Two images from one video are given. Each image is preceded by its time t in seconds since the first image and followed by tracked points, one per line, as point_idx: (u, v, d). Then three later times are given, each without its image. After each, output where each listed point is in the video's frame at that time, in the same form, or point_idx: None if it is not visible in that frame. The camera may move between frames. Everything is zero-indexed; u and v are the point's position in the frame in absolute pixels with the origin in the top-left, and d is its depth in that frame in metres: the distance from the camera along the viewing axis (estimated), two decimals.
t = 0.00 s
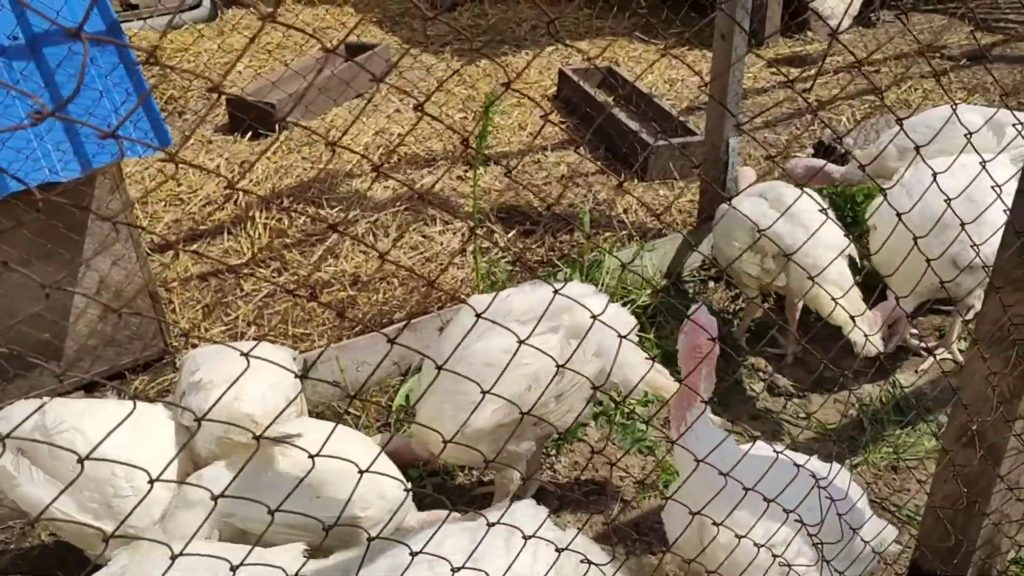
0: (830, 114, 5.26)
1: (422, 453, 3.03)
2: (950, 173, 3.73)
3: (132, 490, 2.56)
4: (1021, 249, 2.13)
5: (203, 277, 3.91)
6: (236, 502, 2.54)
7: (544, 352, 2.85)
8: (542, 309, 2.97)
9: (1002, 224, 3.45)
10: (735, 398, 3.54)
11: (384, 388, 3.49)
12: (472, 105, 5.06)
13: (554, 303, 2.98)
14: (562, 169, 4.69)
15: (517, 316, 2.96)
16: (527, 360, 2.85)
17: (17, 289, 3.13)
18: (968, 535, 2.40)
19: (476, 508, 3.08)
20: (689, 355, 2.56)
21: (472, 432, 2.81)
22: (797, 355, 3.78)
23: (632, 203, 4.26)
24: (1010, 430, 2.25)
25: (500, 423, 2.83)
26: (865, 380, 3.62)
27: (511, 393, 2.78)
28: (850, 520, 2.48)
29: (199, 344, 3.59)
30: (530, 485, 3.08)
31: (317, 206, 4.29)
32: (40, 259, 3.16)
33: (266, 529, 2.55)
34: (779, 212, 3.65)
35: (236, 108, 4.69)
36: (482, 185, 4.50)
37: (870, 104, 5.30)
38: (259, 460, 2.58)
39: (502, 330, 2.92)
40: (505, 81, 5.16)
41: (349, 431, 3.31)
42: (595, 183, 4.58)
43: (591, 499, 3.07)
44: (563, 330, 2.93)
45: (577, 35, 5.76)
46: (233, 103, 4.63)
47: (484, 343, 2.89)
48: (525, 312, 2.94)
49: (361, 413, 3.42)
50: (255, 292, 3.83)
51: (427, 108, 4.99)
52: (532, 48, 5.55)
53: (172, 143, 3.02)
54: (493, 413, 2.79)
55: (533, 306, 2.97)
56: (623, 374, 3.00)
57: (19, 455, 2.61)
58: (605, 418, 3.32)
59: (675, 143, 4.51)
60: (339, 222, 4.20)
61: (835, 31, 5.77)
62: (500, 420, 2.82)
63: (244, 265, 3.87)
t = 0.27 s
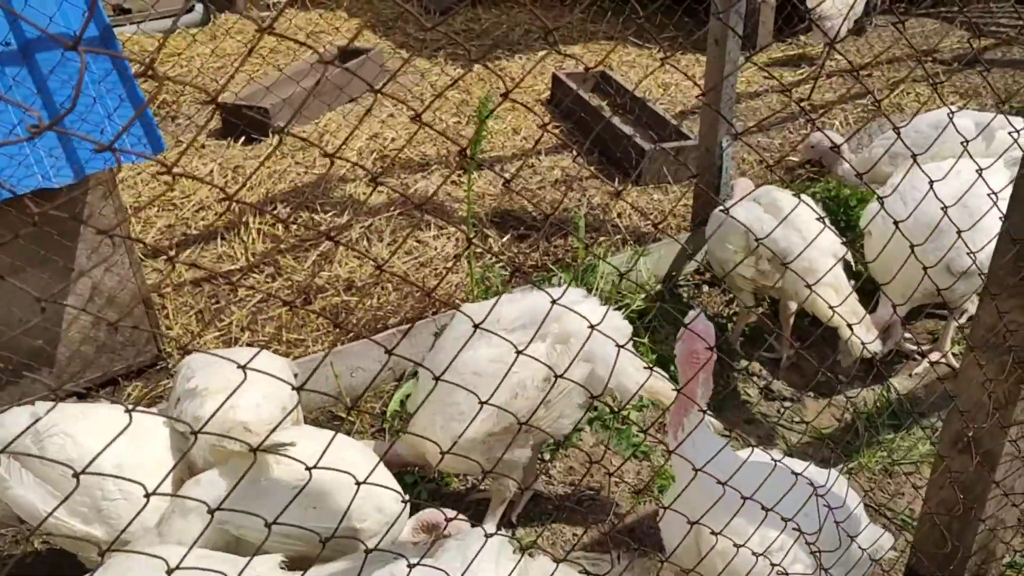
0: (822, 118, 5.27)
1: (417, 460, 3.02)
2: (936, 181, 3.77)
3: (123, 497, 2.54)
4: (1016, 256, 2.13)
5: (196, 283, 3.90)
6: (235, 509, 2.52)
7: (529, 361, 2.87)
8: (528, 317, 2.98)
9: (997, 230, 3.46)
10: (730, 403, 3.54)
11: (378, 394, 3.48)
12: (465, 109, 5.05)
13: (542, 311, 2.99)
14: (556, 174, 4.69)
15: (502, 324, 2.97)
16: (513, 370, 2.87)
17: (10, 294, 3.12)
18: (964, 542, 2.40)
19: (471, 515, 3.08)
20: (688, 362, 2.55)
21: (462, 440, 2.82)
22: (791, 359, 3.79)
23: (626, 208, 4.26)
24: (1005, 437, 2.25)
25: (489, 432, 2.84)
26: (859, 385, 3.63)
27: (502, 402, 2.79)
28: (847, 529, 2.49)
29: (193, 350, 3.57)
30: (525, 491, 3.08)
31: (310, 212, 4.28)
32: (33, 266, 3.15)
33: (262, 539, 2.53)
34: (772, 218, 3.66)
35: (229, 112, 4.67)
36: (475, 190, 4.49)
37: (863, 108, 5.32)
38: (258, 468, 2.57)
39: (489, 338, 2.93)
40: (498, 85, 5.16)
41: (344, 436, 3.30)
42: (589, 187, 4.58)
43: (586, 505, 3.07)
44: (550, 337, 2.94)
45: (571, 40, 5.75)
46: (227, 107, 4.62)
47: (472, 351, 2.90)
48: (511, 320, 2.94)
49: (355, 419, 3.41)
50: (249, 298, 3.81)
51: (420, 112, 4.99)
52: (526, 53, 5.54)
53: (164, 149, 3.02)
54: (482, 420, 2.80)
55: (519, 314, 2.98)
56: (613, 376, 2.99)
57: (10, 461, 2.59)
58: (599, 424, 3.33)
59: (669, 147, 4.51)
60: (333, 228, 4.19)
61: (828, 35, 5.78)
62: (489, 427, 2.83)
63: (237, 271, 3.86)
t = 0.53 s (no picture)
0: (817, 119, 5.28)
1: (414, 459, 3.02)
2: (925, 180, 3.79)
3: (112, 493, 2.54)
4: (1013, 255, 2.14)
5: (191, 283, 3.89)
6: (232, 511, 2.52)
7: (523, 362, 2.87)
8: (523, 319, 2.97)
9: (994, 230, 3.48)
10: (727, 402, 3.54)
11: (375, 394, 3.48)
12: (462, 110, 5.05)
13: (537, 313, 2.98)
14: (552, 174, 4.69)
15: (498, 325, 2.96)
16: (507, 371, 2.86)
17: (6, 294, 3.11)
18: (961, 541, 2.41)
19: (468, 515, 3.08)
20: (686, 359, 2.55)
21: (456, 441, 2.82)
22: (787, 359, 3.80)
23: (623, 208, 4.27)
24: (1002, 436, 2.26)
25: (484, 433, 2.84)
26: (855, 385, 3.64)
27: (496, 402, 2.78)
28: (847, 529, 2.50)
29: (189, 350, 3.57)
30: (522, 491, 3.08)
31: (306, 212, 4.28)
32: (29, 265, 3.14)
33: (261, 540, 2.53)
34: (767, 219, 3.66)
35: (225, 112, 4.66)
36: (471, 190, 4.49)
37: (859, 108, 5.32)
38: (254, 469, 2.57)
39: (484, 339, 2.93)
40: (495, 85, 5.16)
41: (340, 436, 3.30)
42: (585, 187, 4.58)
43: (583, 505, 3.07)
44: (545, 339, 2.95)
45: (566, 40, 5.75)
46: (223, 107, 4.61)
47: (467, 352, 2.90)
48: (505, 321, 2.94)
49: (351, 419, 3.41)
50: (245, 298, 3.80)
51: (416, 112, 4.98)
52: (522, 54, 5.54)
53: (160, 148, 3.02)
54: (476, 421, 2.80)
55: (514, 315, 2.98)
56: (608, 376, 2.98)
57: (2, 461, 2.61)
58: (596, 423, 3.33)
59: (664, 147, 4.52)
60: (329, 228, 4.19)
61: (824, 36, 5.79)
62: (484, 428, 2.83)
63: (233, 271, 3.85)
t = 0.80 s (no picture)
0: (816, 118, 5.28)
1: (416, 455, 3.02)
2: (924, 179, 3.81)
3: (108, 489, 2.54)
4: (1012, 253, 2.15)
5: (191, 281, 3.89)
6: (235, 508, 2.51)
7: (524, 360, 2.87)
8: (524, 317, 2.98)
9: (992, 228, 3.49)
10: (726, 401, 3.55)
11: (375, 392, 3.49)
12: (461, 109, 5.05)
13: (538, 312, 2.99)
14: (551, 173, 4.69)
15: (498, 323, 2.96)
16: (508, 369, 2.87)
17: (4, 292, 3.11)
18: (961, 537, 2.41)
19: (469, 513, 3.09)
20: (687, 357, 2.54)
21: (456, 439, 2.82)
22: (786, 358, 3.80)
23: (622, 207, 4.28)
24: (1001, 433, 2.27)
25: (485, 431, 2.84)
26: (853, 383, 3.65)
27: (497, 400, 2.79)
28: (848, 524, 2.52)
29: (188, 348, 3.57)
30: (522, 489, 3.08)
31: (306, 210, 4.28)
32: (28, 263, 3.13)
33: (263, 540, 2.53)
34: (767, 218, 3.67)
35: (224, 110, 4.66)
36: (471, 189, 4.49)
37: (858, 108, 5.33)
38: (258, 466, 2.56)
39: (485, 338, 2.93)
40: (493, 84, 5.16)
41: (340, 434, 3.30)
42: (584, 186, 4.58)
43: (583, 503, 3.08)
44: (546, 338, 2.95)
45: (566, 39, 5.75)
46: (223, 105, 4.60)
47: (467, 350, 2.90)
48: (506, 319, 2.94)
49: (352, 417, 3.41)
50: (245, 296, 3.80)
51: (415, 111, 4.98)
52: (521, 53, 5.54)
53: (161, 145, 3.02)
54: (477, 419, 2.79)
55: (515, 314, 2.98)
56: (609, 375, 2.97)
57: None
58: (596, 421, 3.34)
59: (663, 146, 4.53)
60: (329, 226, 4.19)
61: (823, 35, 5.79)
62: (484, 426, 2.83)
63: (233, 269, 3.86)
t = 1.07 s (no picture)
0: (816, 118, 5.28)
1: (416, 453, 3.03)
2: (923, 178, 3.82)
3: (107, 485, 2.55)
4: (1012, 250, 2.16)
5: (192, 280, 3.89)
6: (238, 504, 2.52)
7: (523, 358, 2.87)
8: (524, 316, 2.98)
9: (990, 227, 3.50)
10: (725, 400, 3.56)
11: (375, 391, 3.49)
12: (461, 108, 5.05)
13: (537, 310, 2.99)
14: (552, 172, 4.69)
15: (498, 322, 2.97)
16: (507, 367, 2.87)
17: (5, 290, 3.11)
18: (961, 533, 2.42)
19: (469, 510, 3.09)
20: (687, 354, 2.56)
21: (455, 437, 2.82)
22: (786, 357, 3.81)
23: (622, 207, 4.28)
24: (1001, 430, 2.28)
25: (484, 428, 2.85)
26: (853, 382, 3.65)
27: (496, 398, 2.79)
28: (846, 518, 2.52)
29: (188, 347, 3.57)
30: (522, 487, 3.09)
31: (306, 209, 4.28)
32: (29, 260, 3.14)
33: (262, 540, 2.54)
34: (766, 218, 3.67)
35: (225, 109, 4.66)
36: (471, 188, 4.49)
37: (857, 108, 5.33)
38: (262, 465, 2.57)
39: (485, 336, 2.93)
40: (493, 84, 5.15)
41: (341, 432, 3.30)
42: (585, 186, 4.59)
43: (583, 501, 3.08)
44: (544, 337, 2.96)
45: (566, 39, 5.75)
46: (223, 104, 4.60)
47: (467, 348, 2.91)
48: (505, 317, 2.95)
49: (352, 416, 3.42)
50: (245, 295, 3.81)
51: (416, 111, 4.97)
52: (521, 52, 5.54)
53: (162, 144, 3.02)
54: (476, 417, 2.80)
55: (515, 312, 2.99)
56: (608, 373, 2.97)
57: None
58: (596, 420, 3.34)
59: (664, 146, 4.53)
60: (330, 225, 4.19)
61: (823, 35, 5.79)
62: (484, 424, 2.84)
63: (234, 267, 3.86)
